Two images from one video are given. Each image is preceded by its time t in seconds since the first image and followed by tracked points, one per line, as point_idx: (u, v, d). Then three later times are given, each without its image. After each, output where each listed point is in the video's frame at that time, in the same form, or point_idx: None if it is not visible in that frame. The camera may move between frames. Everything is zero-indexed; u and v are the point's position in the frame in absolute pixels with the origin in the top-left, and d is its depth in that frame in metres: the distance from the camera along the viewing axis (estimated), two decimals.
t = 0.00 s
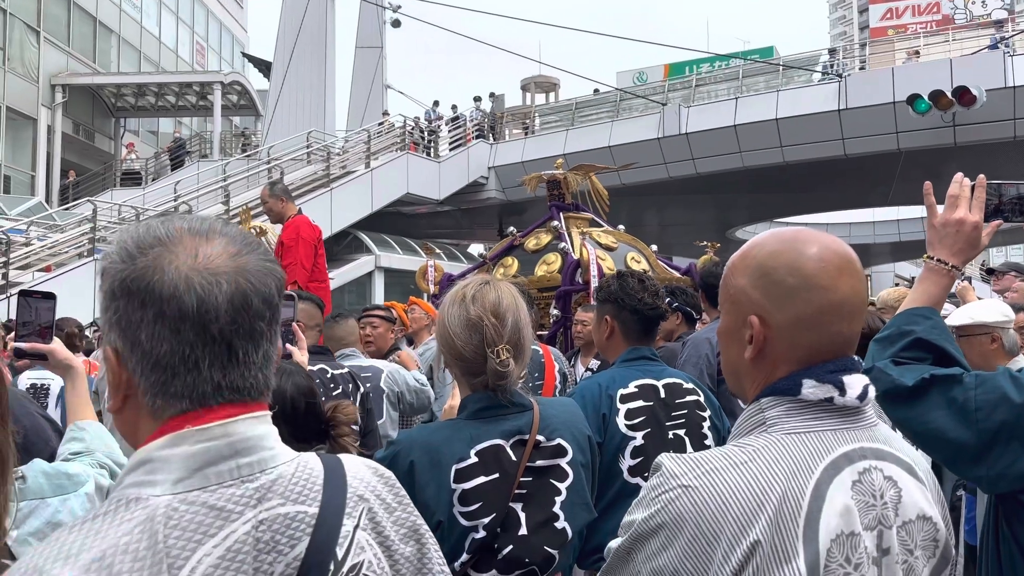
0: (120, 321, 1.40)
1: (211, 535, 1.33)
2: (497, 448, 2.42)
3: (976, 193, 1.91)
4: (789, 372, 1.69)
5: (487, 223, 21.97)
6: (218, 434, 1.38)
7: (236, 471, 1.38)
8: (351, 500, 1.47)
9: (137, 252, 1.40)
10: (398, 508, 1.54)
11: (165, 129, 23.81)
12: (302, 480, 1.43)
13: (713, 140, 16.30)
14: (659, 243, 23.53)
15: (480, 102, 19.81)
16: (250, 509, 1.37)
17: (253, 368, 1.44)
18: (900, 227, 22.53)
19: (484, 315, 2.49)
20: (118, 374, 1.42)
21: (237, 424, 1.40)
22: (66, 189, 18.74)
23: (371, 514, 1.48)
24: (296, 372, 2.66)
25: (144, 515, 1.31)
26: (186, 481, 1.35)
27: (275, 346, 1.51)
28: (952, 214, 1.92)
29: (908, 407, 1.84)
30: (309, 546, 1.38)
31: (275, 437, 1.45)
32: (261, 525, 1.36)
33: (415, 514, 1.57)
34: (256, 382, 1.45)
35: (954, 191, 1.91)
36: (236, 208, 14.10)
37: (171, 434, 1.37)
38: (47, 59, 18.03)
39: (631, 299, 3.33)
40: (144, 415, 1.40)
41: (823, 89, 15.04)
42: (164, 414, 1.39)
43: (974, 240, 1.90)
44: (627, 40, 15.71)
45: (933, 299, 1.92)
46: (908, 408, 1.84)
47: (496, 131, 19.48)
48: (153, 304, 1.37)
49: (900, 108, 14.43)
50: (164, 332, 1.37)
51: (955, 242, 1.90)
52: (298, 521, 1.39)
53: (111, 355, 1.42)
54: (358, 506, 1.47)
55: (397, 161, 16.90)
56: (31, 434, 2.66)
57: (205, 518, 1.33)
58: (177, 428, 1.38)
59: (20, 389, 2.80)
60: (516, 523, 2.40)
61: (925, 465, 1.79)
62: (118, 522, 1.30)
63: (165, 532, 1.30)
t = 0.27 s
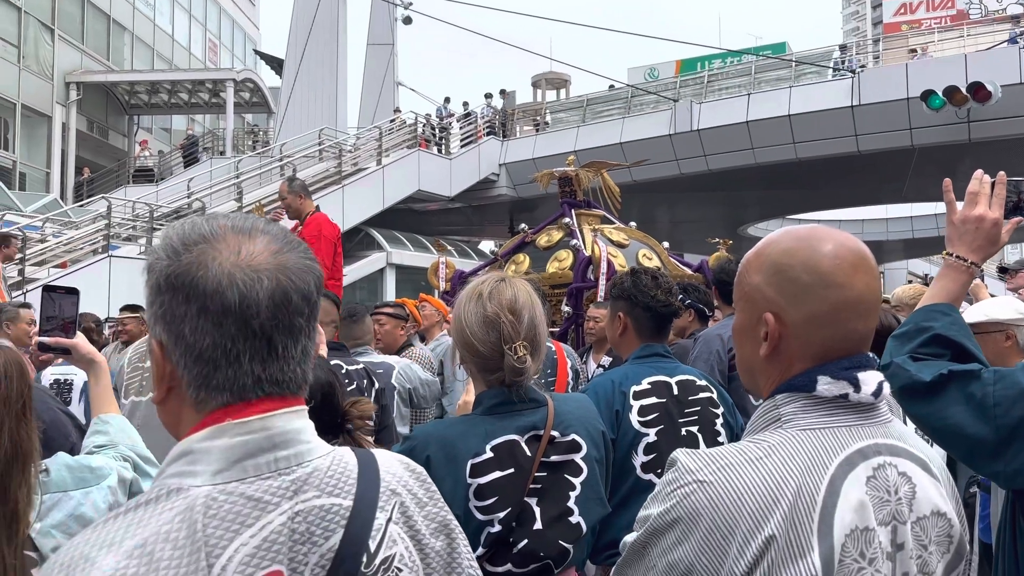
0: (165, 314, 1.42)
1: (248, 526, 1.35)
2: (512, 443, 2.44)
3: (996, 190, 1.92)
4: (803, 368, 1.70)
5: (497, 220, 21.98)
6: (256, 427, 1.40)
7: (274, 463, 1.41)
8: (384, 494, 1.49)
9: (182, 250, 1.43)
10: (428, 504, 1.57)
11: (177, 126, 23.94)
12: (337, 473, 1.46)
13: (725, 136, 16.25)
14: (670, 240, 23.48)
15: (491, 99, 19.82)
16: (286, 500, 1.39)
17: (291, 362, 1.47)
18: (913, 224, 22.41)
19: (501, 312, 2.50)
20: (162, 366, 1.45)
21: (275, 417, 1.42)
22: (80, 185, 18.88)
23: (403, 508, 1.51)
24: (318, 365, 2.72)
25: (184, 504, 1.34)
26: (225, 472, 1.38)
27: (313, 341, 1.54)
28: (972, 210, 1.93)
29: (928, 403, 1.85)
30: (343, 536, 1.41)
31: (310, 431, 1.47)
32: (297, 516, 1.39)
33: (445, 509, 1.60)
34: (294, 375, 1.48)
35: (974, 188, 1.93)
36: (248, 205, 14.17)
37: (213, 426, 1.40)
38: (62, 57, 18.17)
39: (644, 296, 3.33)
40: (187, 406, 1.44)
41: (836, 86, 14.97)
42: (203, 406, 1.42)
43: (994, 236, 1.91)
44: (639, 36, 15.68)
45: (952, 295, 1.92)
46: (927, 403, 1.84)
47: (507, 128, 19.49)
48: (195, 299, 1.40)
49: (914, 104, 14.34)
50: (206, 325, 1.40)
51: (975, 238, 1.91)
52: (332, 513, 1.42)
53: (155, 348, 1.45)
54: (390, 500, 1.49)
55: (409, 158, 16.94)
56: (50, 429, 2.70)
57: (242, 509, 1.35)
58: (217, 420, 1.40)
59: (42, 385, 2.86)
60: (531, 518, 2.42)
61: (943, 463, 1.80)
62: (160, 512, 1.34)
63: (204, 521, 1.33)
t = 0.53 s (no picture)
0: (207, 308, 1.44)
1: (287, 513, 1.37)
2: (528, 437, 2.45)
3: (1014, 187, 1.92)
4: (820, 364, 1.70)
5: (508, 216, 21.97)
6: (294, 418, 1.42)
7: (310, 453, 1.43)
8: (415, 483, 1.51)
9: (224, 246, 1.45)
10: (457, 492, 1.60)
11: (189, 123, 24.03)
12: (370, 463, 1.48)
13: (736, 133, 16.20)
14: (681, 237, 23.41)
15: (501, 96, 19.81)
16: (324, 488, 1.41)
17: (328, 357, 1.50)
18: (926, 221, 22.28)
19: (547, 310, 2.54)
20: (199, 358, 1.46)
21: (311, 408, 1.44)
22: (93, 182, 18.98)
23: (432, 496, 1.53)
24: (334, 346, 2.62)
25: (224, 493, 1.36)
26: (264, 461, 1.40)
27: (346, 337, 1.57)
28: (989, 207, 1.93)
29: (944, 398, 1.85)
30: (377, 524, 1.43)
31: (343, 422, 1.49)
32: (333, 504, 1.41)
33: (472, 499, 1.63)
34: (331, 370, 1.51)
35: (991, 185, 1.93)
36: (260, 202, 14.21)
37: (250, 417, 1.42)
38: (75, 54, 18.27)
39: (657, 292, 3.34)
40: (223, 398, 1.45)
41: (849, 82, 14.90)
42: (239, 399, 1.43)
43: (1012, 233, 1.91)
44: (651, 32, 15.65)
45: (970, 291, 1.92)
46: (944, 398, 1.84)
47: (517, 124, 19.48)
48: (239, 295, 1.42)
49: (927, 101, 14.26)
50: (250, 322, 1.42)
51: (992, 234, 1.92)
52: (366, 501, 1.44)
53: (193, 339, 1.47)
54: (421, 488, 1.52)
55: (419, 154, 16.96)
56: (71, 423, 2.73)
57: (281, 497, 1.37)
58: (254, 412, 1.42)
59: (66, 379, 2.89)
60: (547, 511, 2.43)
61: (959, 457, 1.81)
62: (204, 500, 1.36)
63: (246, 508, 1.35)
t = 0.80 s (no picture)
0: (241, 295, 1.45)
1: (322, 506, 1.38)
2: (538, 431, 2.46)
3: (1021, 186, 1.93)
4: (829, 359, 1.72)
5: (513, 213, 21.98)
6: (324, 411, 1.45)
7: (339, 446, 1.45)
8: (438, 475, 1.55)
9: (258, 235, 1.48)
10: (476, 483, 1.65)
11: (195, 119, 24.09)
12: (396, 456, 1.51)
13: (742, 129, 16.18)
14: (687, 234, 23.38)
15: (507, 92, 19.81)
16: (355, 481, 1.43)
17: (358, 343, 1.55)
18: (933, 218, 22.22)
19: (567, 309, 2.59)
20: (227, 348, 1.47)
21: (339, 401, 1.47)
22: (100, 178, 19.05)
23: (454, 487, 1.58)
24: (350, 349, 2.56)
25: (259, 487, 1.37)
26: (297, 455, 1.41)
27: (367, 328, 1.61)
28: (997, 205, 1.94)
29: (952, 394, 1.85)
30: (406, 517, 1.46)
31: (368, 415, 1.52)
32: (365, 496, 1.43)
33: (489, 489, 1.68)
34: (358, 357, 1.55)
35: (998, 183, 1.94)
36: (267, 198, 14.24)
37: (280, 410, 1.43)
38: (82, 50, 18.34)
39: (665, 289, 3.34)
40: (254, 385, 1.46)
41: (856, 79, 14.86)
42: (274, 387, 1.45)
43: (1019, 231, 1.92)
44: (657, 28, 15.64)
45: (978, 288, 1.93)
46: (951, 394, 1.85)
47: (523, 121, 19.48)
48: (279, 280, 1.45)
49: (934, 98, 14.22)
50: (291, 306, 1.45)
51: (999, 232, 1.92)
52: (395, 494, 1.47)
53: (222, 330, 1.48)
54: (444, 479, 1.55)
55: (425, 150, 16.97)
56: (83, 417, 2.75)
57: (315, 489, 1.39)
58: (283, 404, 1.44)
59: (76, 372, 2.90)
60: (556, 505, 2.45)
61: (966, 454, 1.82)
62: (239, 492, 1.37)
63: (281, 501, 1.36)
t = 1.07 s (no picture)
0: (264, 292, 1.46)
1: (337, 499, 1.40)
2: (540, 426, 2.47)
3: None
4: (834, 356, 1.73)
5: (512, 209, 21.97)
6: (339, 406, 1.46)
7: (352, 441, 1.46)
8: (447, 471, 1.56)
9: (279, 231, 1.49)
10: (482, 477, 1.66)
11: (194, 114, 24.06)
12: (408, 451, 1.52)
13: (742, 126, 16.18)
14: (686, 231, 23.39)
15: (507, 88, 19.80)
16: (369, 475, 1.44)
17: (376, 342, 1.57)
18: (932, 216, 22.23)
19: (570, 305, 2.61)
20: (246, 343, 1.49)
21: (353, 397, 1.48)
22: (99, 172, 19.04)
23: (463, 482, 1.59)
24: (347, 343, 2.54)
25: (275, 481, 1.38)
26: (311, 450, 1.42)
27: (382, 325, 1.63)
28: (998, 204, 1.95)
29: (952, 391, 1.87)
30: (417, 511, 1.47)
31: (380, 410, 1.53)
32: (378, 491, 1.44)
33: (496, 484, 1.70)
34: (375, 355, 1.57)
35: (1000, 183, 1.95)
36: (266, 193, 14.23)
37: (295, 405, 1.45)
38: (82, 44, 18.31)
39: (667, 285, 3.35)
40: (270, 382, 1.48)
41: (856, 76, 14.86)
42: (293, 383, 1.47)
43: (1020, 229, 1.93)
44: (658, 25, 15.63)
45: (979, 286, 1.94)
46: (951, 391, 1.86)
47: (523, 117, 19.47)
48: (301, 280, 1.46)
49: (935, 96, 14.21)
50: (314, 306, 1.46)
51: (1002, 231, 1.93)
52: (407, 488, 1.48)
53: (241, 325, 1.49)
54: (453, 475, 1.56)
55: (425, 146, 16.96)
56: (86, 411, 2.75)
57: (329, 484, 1.40)
58: (299, 400, 1.45)
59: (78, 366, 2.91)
60: (558, 498, 2.46)
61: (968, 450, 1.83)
62: (255, 486, 1.37)
63: (297, 496, 1.37)
